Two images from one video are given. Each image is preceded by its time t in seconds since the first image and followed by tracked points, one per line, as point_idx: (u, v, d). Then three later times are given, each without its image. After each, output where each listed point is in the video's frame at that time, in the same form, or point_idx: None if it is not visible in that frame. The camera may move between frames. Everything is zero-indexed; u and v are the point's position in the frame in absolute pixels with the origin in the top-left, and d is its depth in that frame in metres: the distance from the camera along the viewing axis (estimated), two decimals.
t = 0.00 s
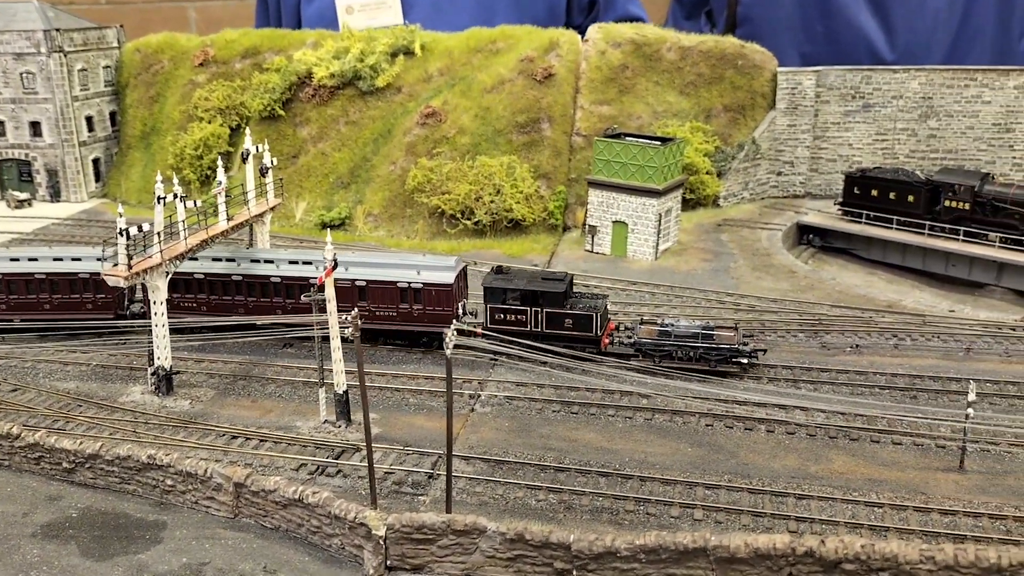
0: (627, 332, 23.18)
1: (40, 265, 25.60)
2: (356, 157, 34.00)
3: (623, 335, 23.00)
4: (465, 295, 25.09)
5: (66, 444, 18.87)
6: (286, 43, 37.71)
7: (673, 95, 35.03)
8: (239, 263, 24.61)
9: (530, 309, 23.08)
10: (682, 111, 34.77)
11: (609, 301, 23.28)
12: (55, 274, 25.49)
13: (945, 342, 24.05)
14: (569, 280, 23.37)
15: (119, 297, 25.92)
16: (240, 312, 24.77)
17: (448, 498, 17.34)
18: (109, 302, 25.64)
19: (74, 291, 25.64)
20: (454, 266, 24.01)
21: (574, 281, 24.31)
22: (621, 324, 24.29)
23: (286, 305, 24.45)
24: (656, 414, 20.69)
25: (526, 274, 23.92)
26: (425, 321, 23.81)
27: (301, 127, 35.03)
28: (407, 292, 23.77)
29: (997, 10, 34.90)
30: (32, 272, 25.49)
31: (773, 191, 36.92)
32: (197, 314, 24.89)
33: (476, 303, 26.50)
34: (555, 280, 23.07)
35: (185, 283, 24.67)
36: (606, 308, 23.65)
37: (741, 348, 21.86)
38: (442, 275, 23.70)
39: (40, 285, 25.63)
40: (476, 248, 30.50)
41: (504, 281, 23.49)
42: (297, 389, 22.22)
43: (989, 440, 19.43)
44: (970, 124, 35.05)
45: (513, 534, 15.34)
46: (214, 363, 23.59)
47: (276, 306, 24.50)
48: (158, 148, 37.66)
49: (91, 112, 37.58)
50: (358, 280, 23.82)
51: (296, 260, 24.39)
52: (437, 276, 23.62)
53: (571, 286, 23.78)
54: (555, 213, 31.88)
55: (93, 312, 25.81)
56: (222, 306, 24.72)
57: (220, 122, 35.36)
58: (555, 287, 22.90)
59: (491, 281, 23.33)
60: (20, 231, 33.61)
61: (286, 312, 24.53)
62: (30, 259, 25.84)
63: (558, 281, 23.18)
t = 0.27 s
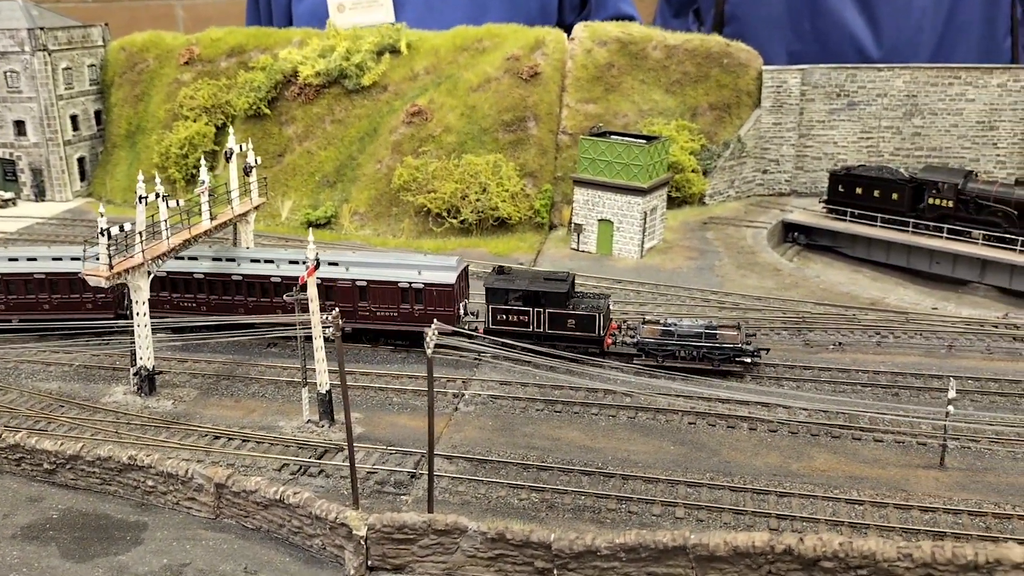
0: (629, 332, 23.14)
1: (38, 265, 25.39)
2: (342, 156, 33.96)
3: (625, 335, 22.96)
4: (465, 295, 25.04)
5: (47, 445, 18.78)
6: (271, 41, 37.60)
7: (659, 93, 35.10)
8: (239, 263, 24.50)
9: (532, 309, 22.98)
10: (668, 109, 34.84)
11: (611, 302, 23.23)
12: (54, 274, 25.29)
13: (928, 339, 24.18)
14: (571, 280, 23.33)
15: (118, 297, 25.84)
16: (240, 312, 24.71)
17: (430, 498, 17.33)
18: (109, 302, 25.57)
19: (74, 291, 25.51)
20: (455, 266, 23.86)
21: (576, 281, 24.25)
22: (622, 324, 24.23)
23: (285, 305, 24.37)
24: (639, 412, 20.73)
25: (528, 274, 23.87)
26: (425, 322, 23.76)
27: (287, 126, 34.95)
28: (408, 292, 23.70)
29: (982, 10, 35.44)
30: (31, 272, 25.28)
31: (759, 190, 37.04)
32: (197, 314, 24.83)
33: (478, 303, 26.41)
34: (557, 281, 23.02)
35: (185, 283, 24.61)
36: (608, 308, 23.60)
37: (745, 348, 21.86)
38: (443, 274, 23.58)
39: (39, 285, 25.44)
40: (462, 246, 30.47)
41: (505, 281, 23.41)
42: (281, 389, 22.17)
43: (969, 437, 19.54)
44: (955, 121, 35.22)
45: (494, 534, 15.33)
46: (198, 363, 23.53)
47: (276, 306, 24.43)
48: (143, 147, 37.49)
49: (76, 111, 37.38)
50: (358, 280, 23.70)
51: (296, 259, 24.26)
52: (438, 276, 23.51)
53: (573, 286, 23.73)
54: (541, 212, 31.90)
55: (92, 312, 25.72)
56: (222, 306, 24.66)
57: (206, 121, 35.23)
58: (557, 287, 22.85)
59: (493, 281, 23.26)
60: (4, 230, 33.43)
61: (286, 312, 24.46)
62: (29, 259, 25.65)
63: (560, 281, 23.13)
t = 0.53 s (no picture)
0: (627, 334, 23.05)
1: (34, 268, 25.10)
2: (326, 157, 33.88)
3: (624, 337, 22.90)
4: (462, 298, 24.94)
5: (25, 450, 18.63)
6: (255, 42, 37.46)
7: (643, 93, 35.16)
8: (234, 266, 24.32)
9: (530, 312, 22.85)
10: (653, 109, 34.92)
11: (609, 304, 23.15)
12: (49, 277, 25.00)
13: (909, 338, 24.29)
14: (569, 282, 23.27)
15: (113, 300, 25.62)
16: (235, 315, 24.47)
17: (411, 501, 17.26)
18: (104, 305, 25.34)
19: (69, 294, 25.25)
20: (452, 268, 23.82)
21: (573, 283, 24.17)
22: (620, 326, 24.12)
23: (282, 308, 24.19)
24: (621, 413, 20.74)
25: (525, 277, 23.77)
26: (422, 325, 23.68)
27: (271, 127, 34.83)
28: (405, 295, 23.63)
29: (966, 10, 35.52)
30: (26, 275, 24.98)
31: (744, 190, 37.15)
32: (192, 317, 24.60)
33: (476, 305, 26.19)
34: (555, 283, 22.94)
35: (180, 286, 24.41)
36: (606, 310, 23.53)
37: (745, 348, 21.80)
38: (440, 277, 23.56)
39: (34, 288, 25.15)
40: (446, 247, 30.40)
41: (502, 284, 23.25)
42: (262, 392, 22.06)
43: (948, 436, 19.62)
44: (938, 121, 35.44)
45: (474, 536, 15.28)
46: (180, 366, 23.40)
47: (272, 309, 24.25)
48: (126, 149, 37.27)
49: (59, 112, 37.14)
50: (355, 282, 23.60)
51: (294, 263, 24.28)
52: (436, 279, 23.48)
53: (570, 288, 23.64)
54: (526, 212, 31.90)
55: (88, 315, 25.48)
56: (218, 308, 24.44)
57: (189, 122, 35.09)
58: (555, 289, 22.76)
59: (490, 284, 23.14)
60: None
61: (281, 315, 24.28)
62: (23, 262, 25.36)
63: (558, 283, 23.05)
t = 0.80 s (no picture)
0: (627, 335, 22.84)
1: (27, 270, 24.62)
2: (309, 158, 33.74)
3: (623, 338, 22.71)
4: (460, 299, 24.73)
5: (3, 454, 18.43)
6: (238, 42, 37.26)
7: (627, 93, 35.19)
8: (230, 268, 24.09)
9: (529, 313, 22.66)
10: (637, 110, 34.96)
11: (608, 305, 22.92)
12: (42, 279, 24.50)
13: (891, 337, 24.38)
14: (567, 283, 23.05)
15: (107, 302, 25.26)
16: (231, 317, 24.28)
17: (392, 503, 17.18)
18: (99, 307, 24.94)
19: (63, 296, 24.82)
20: (449, 269, 23.40)
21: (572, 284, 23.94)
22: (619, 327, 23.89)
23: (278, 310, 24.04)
24: (604, 413, 20.73)
25: (524, 278, 23.57)
26: (419, 327, 23.54)
27: (254, 127, 34.66)
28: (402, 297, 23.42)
29: (949, 10, 35.77)
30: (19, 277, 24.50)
31: (728, 190, 37.25)
32: (187, 319, 24.41)
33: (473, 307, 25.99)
34: (553, 284, 22.72)
35: (174, 288, 24.21)
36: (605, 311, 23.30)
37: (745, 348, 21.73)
38: (437, 278, 23.16)
39: (27, 290, 24.70)
40: (431, 248, 30.30)
41: (501, 285, 23.07)
42: (244, 394, 21.92)
43: (930, 435, 19.67)
44: (920, 120, 35.62)
45: (454, 538, 15.21)
46: (160, 368, 23.24)
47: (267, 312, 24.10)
48: (109, 150, 36.98)
49: (40, 113, 36.84)
50: (351, 284, 23.38)
51: (289, 264, 24.05)
52: (432, 280, 23.13)
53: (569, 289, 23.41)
54: (511, 213, 31.87)
55: (83, 317, 25.03)
56: (213, 310, 24.24)
57: (172, 123, 34.90)
58: (553, 290, 22.55)
59: (489, 284, 22.94)
60: None
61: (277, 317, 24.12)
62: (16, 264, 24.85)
63: (556, 284, 22.83)
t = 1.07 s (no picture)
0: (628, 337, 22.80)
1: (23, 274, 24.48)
2: (294, 159, 33.62)
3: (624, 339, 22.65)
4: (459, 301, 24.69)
5: None
6: (222, 43, 37.09)
7: (613, 94, 35.23)
8: (228, 271, 24.12)
9: (529, 315, 22.52)
10: (622, 110, 35.01)
11: (609, 306, 22.80)
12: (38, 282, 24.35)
13: (874, 336, 24.48)
14: (568, 285, 22.91)
15: (105, 306, 24.92)
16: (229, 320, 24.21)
17: (375, 507, 17.12)
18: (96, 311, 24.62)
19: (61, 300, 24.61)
20: (449, 272, 23.57)
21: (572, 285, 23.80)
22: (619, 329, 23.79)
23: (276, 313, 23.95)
24: (589, 414, 20.72)
25: (523, 280, 23.41)
26: (418, 329, 23.53)
27: (238, 129, 34.52)
28: (401, 299, 23.43)
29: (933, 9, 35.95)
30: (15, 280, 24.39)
31: (714, 189, 37.35)
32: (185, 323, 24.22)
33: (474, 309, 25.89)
34: (554, 286, 22.57)
35: (172, 291, 24.09)
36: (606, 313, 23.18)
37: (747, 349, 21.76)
38: (437, 281, 23.26)
39: (24, 294, 24.58)
40: (416, 249, 30.22)
41: (501, 287, 22.95)
42: (227, 397, 21.81)
43: (913, 434, 19.75)
44: (904, 119, 35.79)
45: (437, 541, 15.16)
46: (143, 372, 23.10)
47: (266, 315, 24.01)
48: (92, 152, 36.71)
49: (22, 115, 36.55)
50: (350, 287, 23.38)
51: (287, 267, 24.04)
52: (432, 283, 23.17)
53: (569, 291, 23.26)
54: (496, 213, 31.86)
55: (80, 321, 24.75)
56: (211, 314, 24.16)
57: (156, 125, 34.74)
58: (554, 292, 22.41)
59: (489, 287, 22.79)
60: None
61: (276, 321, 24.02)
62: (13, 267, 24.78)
63: (557, 285, 22.70)
